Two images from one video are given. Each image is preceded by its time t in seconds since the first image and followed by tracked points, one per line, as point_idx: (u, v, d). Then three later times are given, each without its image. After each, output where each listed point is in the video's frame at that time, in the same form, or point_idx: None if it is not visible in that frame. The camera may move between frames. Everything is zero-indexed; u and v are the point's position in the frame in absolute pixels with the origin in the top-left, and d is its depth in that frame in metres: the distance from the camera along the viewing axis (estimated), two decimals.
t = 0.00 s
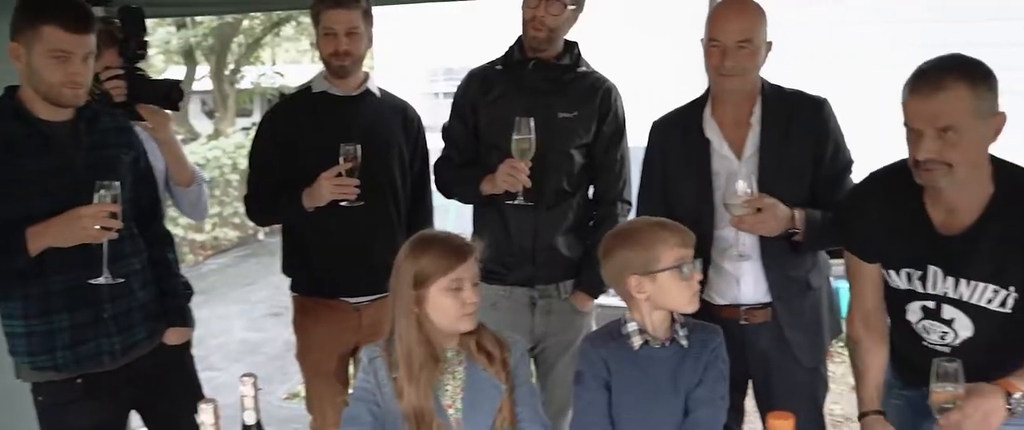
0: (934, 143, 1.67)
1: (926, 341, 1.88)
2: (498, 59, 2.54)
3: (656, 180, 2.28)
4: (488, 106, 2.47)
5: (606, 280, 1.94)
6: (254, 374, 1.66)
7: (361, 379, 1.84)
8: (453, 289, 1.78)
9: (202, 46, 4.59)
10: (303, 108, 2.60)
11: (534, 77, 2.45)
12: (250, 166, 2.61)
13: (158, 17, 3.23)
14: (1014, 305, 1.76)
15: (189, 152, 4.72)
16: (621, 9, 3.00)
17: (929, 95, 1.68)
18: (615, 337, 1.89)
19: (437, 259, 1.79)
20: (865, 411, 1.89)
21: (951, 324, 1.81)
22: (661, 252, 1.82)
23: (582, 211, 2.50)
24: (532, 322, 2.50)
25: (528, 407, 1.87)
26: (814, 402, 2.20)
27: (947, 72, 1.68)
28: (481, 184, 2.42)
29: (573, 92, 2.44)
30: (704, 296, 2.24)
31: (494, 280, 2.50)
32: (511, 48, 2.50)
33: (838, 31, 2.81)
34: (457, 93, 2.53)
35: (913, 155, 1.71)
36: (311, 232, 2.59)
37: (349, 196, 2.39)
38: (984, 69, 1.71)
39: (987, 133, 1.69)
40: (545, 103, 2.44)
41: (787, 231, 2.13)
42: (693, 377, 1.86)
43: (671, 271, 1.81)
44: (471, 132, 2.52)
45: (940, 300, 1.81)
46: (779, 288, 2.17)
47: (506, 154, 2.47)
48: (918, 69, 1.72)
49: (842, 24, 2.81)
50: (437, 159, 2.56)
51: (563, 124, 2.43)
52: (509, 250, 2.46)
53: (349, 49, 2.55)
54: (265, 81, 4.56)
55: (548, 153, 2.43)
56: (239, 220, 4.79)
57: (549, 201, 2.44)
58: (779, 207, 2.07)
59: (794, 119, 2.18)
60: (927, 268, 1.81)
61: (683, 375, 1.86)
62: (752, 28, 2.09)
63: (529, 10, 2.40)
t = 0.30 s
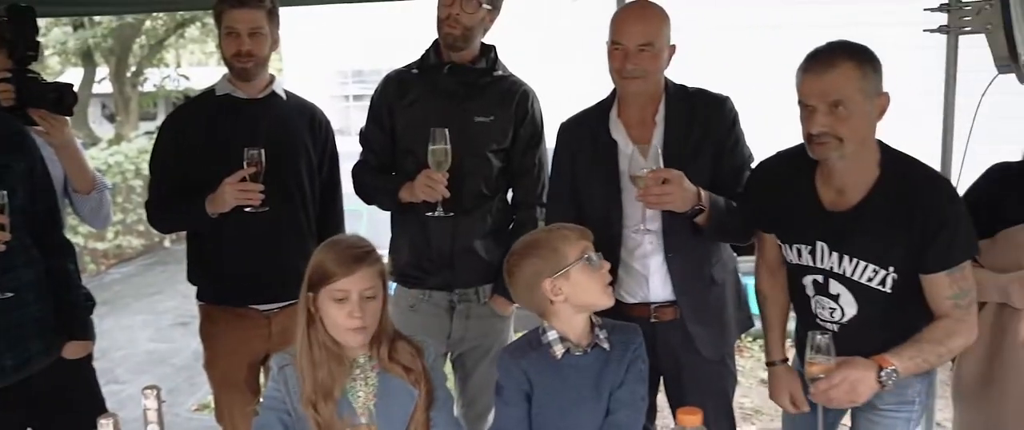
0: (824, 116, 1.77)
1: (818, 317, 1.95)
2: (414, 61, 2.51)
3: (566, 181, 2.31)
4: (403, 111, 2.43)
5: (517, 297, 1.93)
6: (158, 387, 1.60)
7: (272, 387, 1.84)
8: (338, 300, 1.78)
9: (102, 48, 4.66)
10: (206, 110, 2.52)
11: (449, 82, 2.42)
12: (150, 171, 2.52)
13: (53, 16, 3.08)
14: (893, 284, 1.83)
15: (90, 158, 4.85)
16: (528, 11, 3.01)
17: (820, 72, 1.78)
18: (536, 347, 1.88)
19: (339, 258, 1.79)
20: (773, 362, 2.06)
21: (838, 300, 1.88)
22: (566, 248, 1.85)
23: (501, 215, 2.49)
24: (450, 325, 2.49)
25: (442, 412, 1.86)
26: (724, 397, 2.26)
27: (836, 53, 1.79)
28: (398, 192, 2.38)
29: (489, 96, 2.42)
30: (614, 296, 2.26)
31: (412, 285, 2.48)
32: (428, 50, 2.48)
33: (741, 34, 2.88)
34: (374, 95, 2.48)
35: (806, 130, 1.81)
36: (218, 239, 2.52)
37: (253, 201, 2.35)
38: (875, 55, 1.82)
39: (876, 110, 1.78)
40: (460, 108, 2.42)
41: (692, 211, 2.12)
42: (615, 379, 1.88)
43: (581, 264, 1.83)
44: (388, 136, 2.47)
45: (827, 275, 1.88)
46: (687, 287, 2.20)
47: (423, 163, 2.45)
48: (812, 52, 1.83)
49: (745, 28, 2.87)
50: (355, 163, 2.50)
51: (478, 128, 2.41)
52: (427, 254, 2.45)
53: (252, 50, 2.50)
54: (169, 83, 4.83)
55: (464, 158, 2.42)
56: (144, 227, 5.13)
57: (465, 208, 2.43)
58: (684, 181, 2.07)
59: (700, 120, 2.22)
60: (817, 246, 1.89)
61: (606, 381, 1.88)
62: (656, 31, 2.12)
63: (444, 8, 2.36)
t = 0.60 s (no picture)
0: (763, 98, 1.87)
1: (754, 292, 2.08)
2: (366, 62, 2.49)
3: (516, 182, 2.31)
4: (355, 113, 2.41)
5: (469, 304, 1.92)
6: (101, 397, 1.57)
7: (220, 394, 1.82)
8: (288, 305, 1.76)
9: (41, 49, 4.45)
10: (149, 112, 2.47)
11: (402, 82, 2.41)
12: (93, 175, 2.47)
13: None
14: (822, 266, 1.93)
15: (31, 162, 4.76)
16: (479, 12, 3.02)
17: (758, 57, 1.88)
18: (491, 352, 1.87)
19: (291, 264, 1.77)
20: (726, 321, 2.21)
21: (770, 275, 2.00)
22: (519, 251, 1.85)
23: (454, 217, 2.48)
24: (403, 331, 2.46)
25: (395, 415, 1.84)
26: (677, 396, 2.27)
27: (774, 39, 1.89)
28: (349, 195, 2.36)
29: (442, 98, 2.42)
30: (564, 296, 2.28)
31: (364, 290, 2.46)
32: (379, 52, 2.46)
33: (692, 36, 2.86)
34: (323, 97, 2.47)
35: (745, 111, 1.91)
36: (165, 243, 2.48)
37: (198, 205, 2.30)
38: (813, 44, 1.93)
39: (811, 94, 1.89)
40: (414, 109, 2.40)
41: (638, 197, 2.13)
42: (571, 381, 1.89)
43: (535, 266, 1.84)
44: (339, 138, 2.45)
45: (761, 251, 2.01)
46: (636, 287, 2.21)
47: (375, 164, 2.42)
48: (752, 40, 1.94)
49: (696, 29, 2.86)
50: (304, 166, 2.46)
51: (432, 130, 2.40)
52: (379, 257, 2.43)
53: (197, 51, 2.46)
54: (112, 85, 4.79)
55: (417, 159, 2.40)
56: (88, 232, 5.01)
57: (418, 210, 2.41)
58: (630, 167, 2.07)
59: (649, 121, 2.24)
60: (754, 222, 2.01)
61: (563, 383, 1.88)
62: (603, 34, 2.13)
63: (395, 5, 2.34)
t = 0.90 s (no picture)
0: (709, 89, 1.95)
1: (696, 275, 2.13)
2: (317, 65, 2.46)
3: (470, 184, 2.32)
4: (306, 117, 2.39)
5: (430, 298, 1.90)
6: (45, 406, 1.56)
7: (170, 401, 1.79)
8: (249, 319, 1.73)
9: None
10: (97, 114, 2.41)
11: (353, 86, 2.38)
12: (36, 178, 2.41)
13: None
14: (761, 252, 1.99)
15: None
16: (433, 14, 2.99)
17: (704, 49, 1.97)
18: (446, 353, 1.86)
19: (257, 279, 1.73)
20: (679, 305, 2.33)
21: (713, 258, 2.06)
22: (493, 255, 1.85)
23: (407, 220, 2.47)
24: (354, 335, 2.44)
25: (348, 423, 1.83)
26: (632, 396, 2.28)
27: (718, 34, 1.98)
28: (302, 198, 2.33)
29: (394, 102, 2.40)
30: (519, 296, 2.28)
31: (317, 295, 2.43)
32: (330, 55, 2.44)
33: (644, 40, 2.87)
34: (275, 99, 2.44)
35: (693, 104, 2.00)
36: (112, 248, 2.42)
37: (148, 209, 2.26)
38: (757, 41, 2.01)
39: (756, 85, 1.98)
40: (365, 114, 2.38)
41: (593, 185, 2.10)
42: (524, 384, 1.89)
43: (506, 270, 1.85)
44: (290, 141, 2.42)
45: (705, 234, 2.07)
46: (592, 291, 2.22)
47: (326, 168, 2.40)
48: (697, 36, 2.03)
49: (650, 32, 2.86)
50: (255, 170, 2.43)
51: (383, 134, 2.38)
52: (331, 261, 2.40)
53: (146, 52, 2.41)
54: (58, 87, 4.58)
55: (368, 162, 2.39)
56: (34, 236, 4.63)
57: (370, 214, 2.39)
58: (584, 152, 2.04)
59: (603, 123, 2.25)
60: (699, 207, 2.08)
61: (516, 386, 1.88)
62: (555, 35, 2.13)
63: (348, 6, 2.32)
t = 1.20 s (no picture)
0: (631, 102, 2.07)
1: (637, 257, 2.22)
2: (261, 64, 2.43)
3: (419, 182, 2.32)
4: (250, 116, 2.36)
5: (389, 289, 1.88)
6: None
7: (110, 411, 1.73)
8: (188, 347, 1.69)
9: None
10: (34, 116, 2.35)
11: (297, 86, 2.36)
12: None
13: None
14: (700, 234, 2.06)
15: None
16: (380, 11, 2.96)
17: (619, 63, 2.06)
18: (398, 352, 1.85)
19: (199, 307, 1.69)
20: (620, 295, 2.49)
21: (655, 240, 2.15)
22: (460, 260, 1.85)
23: (353, 220, 2.45)
24: (300, 336, 2.41)
25: None
26: (582, 393, 2.29)
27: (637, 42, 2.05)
28: (243, 199, 2.29)
29: (339, 102, 2.37)
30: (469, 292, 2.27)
31: (262, 295, 2.39)
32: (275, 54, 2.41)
33: (592, 40, 2.90)
34: (219, 99, 2.40)
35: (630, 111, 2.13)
36: (49, 252, 2.36)
37: (87, 210, 2.21)
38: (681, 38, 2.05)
39: (664, 94, 2.02)
40: (310, 113, 2.36)
41: (548, 174, 2.09)
42: (473, 385, 1.89)
43: (471, 276, 1.86)
44: (234, 141, 2.38)
45: (650, 215, 2.16)
46: (543, 289, 2.22)
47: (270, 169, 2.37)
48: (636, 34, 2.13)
49: (597, 32, 2.88)
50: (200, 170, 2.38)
51: (328, 134, 2.36)
52: (277, 262, 2.37)
53: (84, 51, 2.36)
54: None
55: (313, 163, 2.36)
56: None
57: (315, 214, 2.37)
58: (535, 140, 2.04)
59: (552, 122, 2.27)
60: (648, 190, 2.17)
61: (465, 387, 1.88)
62: (502, 33, 2.13)
63: (293, 5, 2.30)
